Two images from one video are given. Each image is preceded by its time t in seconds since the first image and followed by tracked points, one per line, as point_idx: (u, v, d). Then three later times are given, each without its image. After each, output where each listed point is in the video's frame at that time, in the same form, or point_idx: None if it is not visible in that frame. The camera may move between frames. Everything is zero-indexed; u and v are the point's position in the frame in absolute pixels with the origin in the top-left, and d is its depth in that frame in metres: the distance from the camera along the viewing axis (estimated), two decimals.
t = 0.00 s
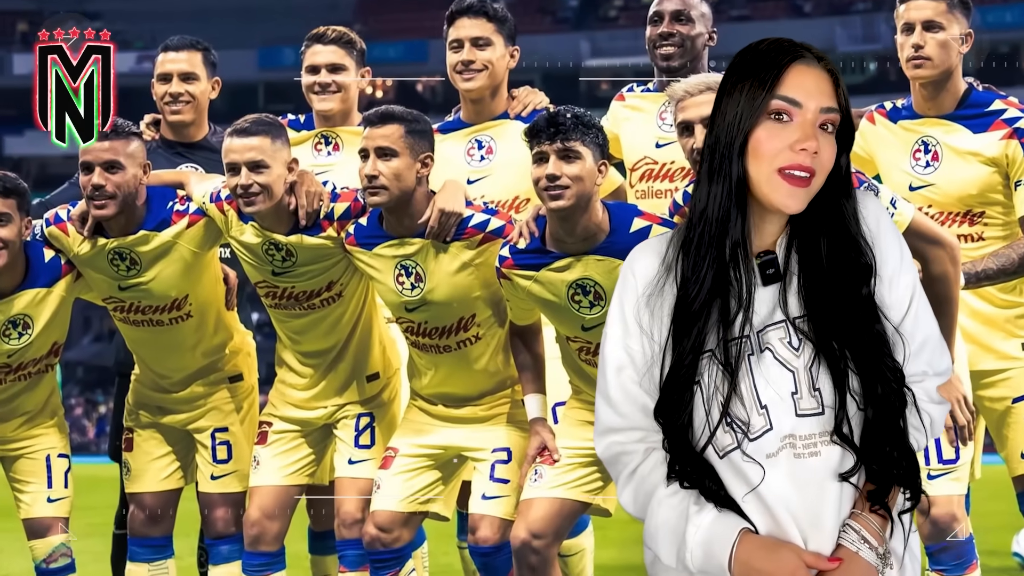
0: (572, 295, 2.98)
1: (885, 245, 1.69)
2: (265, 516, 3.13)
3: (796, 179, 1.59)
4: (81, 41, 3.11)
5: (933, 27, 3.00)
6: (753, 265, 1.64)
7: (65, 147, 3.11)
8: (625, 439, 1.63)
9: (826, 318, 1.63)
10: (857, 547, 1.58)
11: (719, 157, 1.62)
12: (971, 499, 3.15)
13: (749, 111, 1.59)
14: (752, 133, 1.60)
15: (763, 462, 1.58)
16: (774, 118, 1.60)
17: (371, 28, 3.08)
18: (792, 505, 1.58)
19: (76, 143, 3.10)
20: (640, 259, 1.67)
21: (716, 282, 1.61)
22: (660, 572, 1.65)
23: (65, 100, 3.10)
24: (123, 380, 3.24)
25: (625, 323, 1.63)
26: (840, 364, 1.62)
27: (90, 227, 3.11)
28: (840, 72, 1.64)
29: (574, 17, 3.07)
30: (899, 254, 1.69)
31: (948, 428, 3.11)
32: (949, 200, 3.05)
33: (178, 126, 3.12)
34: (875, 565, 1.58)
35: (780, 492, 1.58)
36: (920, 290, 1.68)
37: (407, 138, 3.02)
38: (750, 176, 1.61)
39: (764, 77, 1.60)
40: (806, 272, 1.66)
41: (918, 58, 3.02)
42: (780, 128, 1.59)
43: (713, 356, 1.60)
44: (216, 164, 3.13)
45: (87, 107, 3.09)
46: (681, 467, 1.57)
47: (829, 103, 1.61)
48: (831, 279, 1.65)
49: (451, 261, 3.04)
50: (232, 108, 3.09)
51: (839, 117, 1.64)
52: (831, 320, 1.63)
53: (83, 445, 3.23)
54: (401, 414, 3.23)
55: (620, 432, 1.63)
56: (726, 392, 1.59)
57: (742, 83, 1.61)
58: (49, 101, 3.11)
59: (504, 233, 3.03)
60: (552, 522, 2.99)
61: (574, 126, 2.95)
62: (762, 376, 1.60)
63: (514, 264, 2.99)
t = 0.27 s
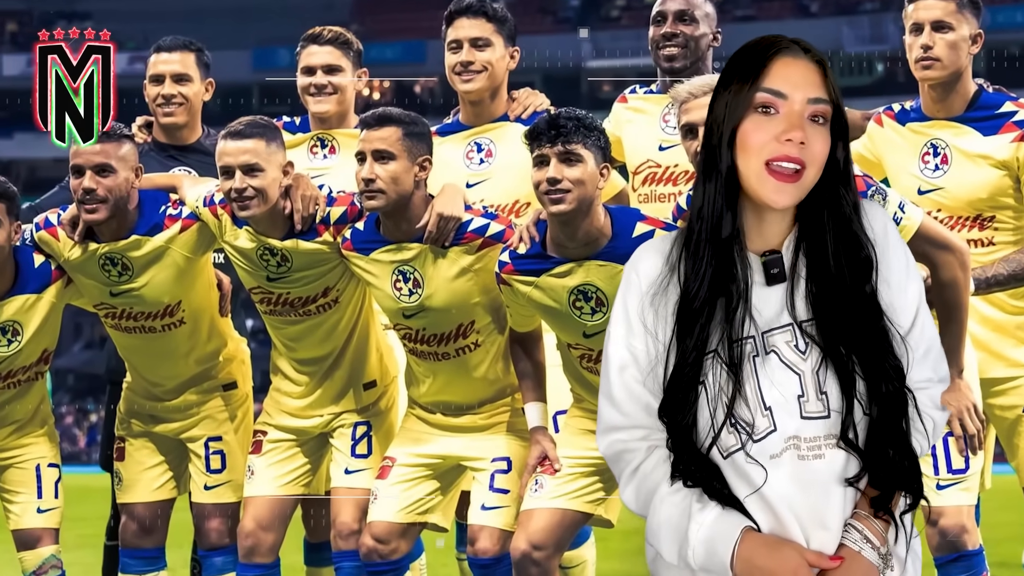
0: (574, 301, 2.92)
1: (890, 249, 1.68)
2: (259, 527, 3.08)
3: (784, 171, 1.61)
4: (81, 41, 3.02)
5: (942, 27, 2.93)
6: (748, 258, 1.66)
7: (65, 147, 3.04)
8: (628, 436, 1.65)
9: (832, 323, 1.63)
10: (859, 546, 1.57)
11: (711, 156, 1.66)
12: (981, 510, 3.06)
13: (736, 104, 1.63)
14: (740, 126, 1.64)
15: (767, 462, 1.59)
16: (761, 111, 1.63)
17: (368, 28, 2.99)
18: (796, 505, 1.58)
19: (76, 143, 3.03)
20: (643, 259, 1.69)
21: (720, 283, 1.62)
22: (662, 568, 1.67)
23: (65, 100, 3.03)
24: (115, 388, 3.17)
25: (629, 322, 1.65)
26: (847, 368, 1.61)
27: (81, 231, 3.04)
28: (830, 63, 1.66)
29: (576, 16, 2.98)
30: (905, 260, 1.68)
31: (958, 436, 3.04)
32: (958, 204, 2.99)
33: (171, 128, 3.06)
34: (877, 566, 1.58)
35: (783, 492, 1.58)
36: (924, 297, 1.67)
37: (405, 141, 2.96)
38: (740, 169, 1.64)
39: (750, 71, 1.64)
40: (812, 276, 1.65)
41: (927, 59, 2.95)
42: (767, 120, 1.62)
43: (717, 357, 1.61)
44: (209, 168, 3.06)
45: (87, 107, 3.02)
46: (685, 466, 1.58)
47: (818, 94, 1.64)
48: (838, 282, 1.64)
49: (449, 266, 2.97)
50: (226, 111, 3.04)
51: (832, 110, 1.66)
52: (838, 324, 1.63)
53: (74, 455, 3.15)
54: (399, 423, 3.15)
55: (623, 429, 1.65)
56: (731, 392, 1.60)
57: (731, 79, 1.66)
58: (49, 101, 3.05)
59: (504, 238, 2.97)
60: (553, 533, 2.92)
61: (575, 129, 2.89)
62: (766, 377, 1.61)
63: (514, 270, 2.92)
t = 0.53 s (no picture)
0: (575, 307, 2.87)
1: (895, 258, 1.71)
2: (254, 539, 3.03)
3: (783, 170, 1.65)
4: (82, 41, 2.95)
5: (951, 27, 2.87)
6: (748, 253, 1.71)
7: (65, 147, 2.97)
8: (632, 427, 1.71)
9: (832, 328, 1.67)
10: (853, 551, 1.60)
11: (715, 154, 1.71)
12: (991, 521, 3.00)
13: (738, 103, 1.68)
14: (743, 123, 1.68)
15: (761, 461, 1.64)
16: (764, 111, 1.67)
17: (365, 28, 2.93)
18: (790, 505, 1.63)
19: (76, 144, 2.96)
20: (652, 256, 1.76)
21: (721, 282, 1.68)
22: (662, 562, 1.74)
23: (65, 100, 2.96)
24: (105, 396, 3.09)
25: (634, 316, 1.72)
26: (845, 373, 1.65)
27: (72, 236, 2.98)
28: (836, 65, 1.70)
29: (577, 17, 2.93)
30: (911, 269, 1.70)
31: (967, 445, 2.99)
32: (968, 208, 2.92)
33: (163, 131, 2.98)
34: (869, 570, 1.60)
35: (776, 491, 1.63)
36: (931, 305, 1.69)
37: (402, 144, 2.91)
38: (741, 167, 1.69)
39: (754, 71, 1.69)
40: (814, 278, 1.70)
41: (936, 60, 2.89)
42: (768, 120, 1.67)
43: (716, 353, 1.67)
44: (202, 171, 2.99)
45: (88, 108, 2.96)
46: (681, 456, 1.64)
47: (821, 94, 1.67)
48: (839, 287, 1.69)
49: (448, 272, 2.92)
50: (220, 112, 2.95)
51: (835, 112, 1.69)
52: (837, 328, 1.67)
53: (65, 464, 3.10)
54: (396, 432, 3.07)
55: (626, 421, 1.71)
56: (729, 391, 1.65)
57: (737, 78, 1.71)
58: (50, 102, 2.96)
59: (503, 243, 2.91)
60: (554, 544, 2.91)
61: (576, 132, 2.84)
62: (764, 378, 1.65)
63: (514, 275, 2.88)
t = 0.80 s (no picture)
0: (575, 314, 2.82)
1: (897, 259, 1.70)
2: (249, 550, 2.97)
3: (784, 174, 1.64)
4: (81, 41, 2.88)
5: (960, 28, 2.82)
6: (751, 256, 1.70)
7: (65, 147, 2.90)
8: (636, 425, 1.69)
9: (835, 328, 1.66)
10: (852, 548, 1.59)
11: (716, 156, 1.69)
12: (1001, 532, 2.93)
13: (738, 107, 1.66)
14: (743, 127, 1.66)
15: (762, 460, 1.62)
16: (764, 114, 1.65)
17: (362, 29, 2.87)
18: (791, 504, 1.61)
19: (76, 145, 2.90)
20: (655, 256, 1.74)
21: (723, 283, 1.66)
22: (665, 556, 1.73)
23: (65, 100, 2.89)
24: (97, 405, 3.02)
25: (637, 316, 1.70)
26: (846, 372, 1.64)
27: (62, 241, 2.92)
28: (836, 67, 1.68)
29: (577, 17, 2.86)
30: (914, 270, 1.69)
31: (977, 455, 2.91)
32: (977, 213, 2.86)
33: (156, 134, 2.92)
34: (869, 568, 1.59)
35: (777, 489, 1.61)
36: (932, 306, 1.68)
37: (400, 147, 2.85)
38: (743, 170, 1.67)
39: (755, 73, 1.66)
40: (817, 278, 1.69)
41: (944, 62, 2.84)
42: (768, 123, 1.65)
43: (718, 353, 1.66)
44: (195, 174, 2.92)
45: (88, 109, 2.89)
46: (684, 456, 1.62)
47: (822, 98, 1.66)
48: (841, 287, 1.67)
49: (447, 277, 2.85)
50: (214, 115, 2.89)
51: (836, 114, 1.67)
52: (839, 329, 1.66)
53: (56, 474, 3.02)
54: (395, 441, 3.01)
55: (631, 419, 1.69)
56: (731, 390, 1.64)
57: (738, 80, 1.68)
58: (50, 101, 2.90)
59: (503, 248, 2.85)
60: (555, 556, 2.85)
61: (577, 134, 2.79)
62: (766, 377, 1.64)
63: (514, 281, 2.82)
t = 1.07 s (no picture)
0: (577, 320, 2.76)
1: (900, 256, 1.65)
2: (244, 562, 2.90)
3: (780, 167, 1.61)
4: (81, 41, 2.82)
5: (969, 28, 2.76)
6: (751, 255, 1.66)
7: (65, 148, 2.85)
8: (638, 425, 1.65)
9: (841, 327, 1.62)
10: (857, 547, 1.56)
11: (711, 154, 1.66)
12: (1011, 543, 2.90)
13: (726, 104, 1.64)
14: (734, 126, 1.64)
15: (767, 460, 1.59)
16: (753, 111, 1.63)
17: (359, 30, 2.81)
18: (796, 504, 1.58)
19: (77, 147, 2.85)
20: (657, 256, 1.70)
21: (725, 283, 1.62)
22: (667, 555, 1.69)
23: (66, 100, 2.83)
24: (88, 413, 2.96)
25: (639, 317, 1.66)
26: (851, 371, 1.60)
27: (53, 247, 2.86)
28: (822, 57, 1.66)
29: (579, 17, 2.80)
30: (915, 266, 1.65)
31: (986, 465, 2.85)
32: (986, 217, 2.80)
33: (148, 137, 2.86)
34: (873, 567, 1.57)
35: (781, 489, 1.58)
36: (934, 307, 1.64)
37: (398, 150, 2.79)
38: (738, 168, 1.64)
39: (741, 71, 1.64)
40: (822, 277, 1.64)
41: (954, 63, 2.77)
42: (758, 120, 1.62)
43: (722, 353, 1.62)
44: (188, 178, 2.87)
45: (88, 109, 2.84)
46: (688, 456, 1.59)
47: (810, 88, 1.63)
48: (846, 285, 1.63)
49: (446, 283, 2.79)
50: (208, 118, 2.83)
51: (826, 104, 1.64)
52: (845, 329, 1.61)
53: (46, 484, 2.96)
54: (392, 451, 2.95)
55: (632, 419, 1.65)
56: (734, 390, 1.60)
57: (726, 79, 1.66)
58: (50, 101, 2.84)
59: (503, 253, 2.79)
60: (555, 567, 2.78)
61: (578, 137, 2.72)
62: (770, 378, 1.61)
63: (514, 287, 2.76)
